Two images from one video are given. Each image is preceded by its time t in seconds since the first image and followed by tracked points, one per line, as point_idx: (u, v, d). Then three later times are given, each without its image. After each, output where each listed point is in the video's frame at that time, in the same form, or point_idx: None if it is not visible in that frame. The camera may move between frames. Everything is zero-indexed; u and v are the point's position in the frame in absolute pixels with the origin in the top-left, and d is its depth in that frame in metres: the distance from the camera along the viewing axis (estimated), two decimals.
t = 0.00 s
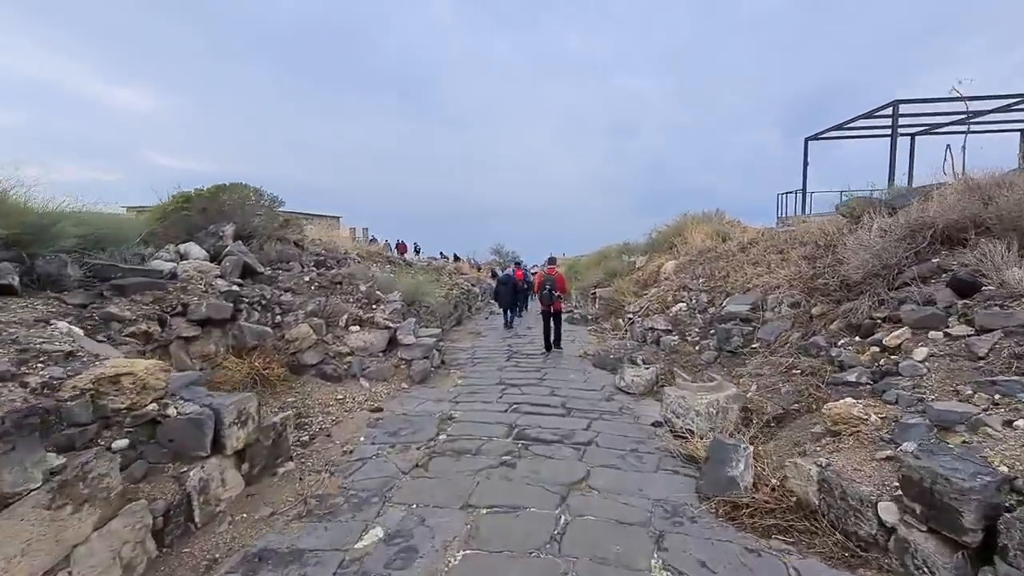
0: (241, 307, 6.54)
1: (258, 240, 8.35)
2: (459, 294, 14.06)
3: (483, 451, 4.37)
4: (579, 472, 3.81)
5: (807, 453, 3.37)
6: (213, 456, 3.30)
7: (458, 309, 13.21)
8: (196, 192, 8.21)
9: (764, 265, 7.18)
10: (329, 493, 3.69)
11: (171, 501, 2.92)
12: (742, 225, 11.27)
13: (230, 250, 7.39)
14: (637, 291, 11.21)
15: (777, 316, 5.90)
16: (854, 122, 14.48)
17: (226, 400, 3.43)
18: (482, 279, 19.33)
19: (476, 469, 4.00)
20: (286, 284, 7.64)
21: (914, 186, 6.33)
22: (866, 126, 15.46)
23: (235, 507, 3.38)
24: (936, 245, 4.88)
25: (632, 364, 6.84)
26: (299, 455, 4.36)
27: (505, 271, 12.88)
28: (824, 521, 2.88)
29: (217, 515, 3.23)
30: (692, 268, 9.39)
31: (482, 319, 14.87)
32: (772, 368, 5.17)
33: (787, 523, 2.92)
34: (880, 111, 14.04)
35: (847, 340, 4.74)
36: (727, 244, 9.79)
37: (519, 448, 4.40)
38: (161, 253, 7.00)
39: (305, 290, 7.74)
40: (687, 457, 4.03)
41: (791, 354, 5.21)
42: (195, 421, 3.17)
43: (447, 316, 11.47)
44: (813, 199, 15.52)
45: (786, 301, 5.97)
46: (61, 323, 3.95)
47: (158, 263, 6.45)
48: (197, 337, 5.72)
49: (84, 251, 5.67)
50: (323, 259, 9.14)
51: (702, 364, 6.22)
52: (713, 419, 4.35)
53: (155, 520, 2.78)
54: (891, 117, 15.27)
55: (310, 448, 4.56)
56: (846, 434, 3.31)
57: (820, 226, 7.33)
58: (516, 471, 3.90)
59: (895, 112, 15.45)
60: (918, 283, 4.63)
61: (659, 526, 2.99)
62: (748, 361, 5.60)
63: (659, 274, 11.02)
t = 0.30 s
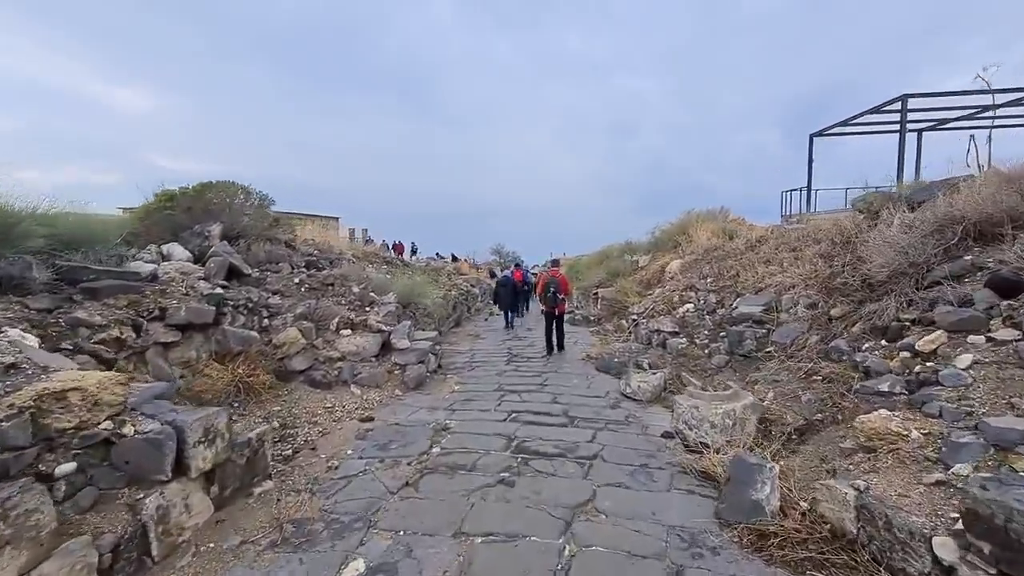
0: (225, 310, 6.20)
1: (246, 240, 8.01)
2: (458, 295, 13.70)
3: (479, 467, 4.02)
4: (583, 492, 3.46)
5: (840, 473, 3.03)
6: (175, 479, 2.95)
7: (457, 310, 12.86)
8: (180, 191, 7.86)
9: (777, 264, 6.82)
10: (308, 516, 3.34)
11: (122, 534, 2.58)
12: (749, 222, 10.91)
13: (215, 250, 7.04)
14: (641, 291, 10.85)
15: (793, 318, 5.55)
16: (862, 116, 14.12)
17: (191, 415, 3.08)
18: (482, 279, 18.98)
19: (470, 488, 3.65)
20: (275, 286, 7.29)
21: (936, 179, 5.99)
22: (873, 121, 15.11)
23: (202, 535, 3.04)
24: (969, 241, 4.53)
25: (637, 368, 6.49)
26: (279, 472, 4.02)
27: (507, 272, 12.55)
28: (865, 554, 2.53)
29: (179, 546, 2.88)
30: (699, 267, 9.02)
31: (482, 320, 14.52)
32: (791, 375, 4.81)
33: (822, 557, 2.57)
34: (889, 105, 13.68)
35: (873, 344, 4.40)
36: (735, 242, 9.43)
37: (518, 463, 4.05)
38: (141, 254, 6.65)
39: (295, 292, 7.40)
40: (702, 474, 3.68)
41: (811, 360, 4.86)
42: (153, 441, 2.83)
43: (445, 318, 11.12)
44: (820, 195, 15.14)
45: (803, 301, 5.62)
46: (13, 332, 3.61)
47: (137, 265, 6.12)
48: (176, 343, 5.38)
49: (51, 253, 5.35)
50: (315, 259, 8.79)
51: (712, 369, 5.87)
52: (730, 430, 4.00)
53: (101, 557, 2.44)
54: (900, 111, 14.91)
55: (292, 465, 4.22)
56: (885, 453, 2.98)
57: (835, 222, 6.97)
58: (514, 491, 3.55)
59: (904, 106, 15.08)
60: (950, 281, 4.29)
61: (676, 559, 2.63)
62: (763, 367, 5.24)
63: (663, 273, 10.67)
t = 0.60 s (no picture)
0: (203, 314, 5.82)
1: (231, 239, 7.62)
2: (456, 296, 13.32)
3: (472, 488, 3.63)
4: (589, 520, 3.07)
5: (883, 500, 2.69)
6: (120, 511, 2.56)
7: (455, 312, 12.49)
8: (160, 187, 7.48)
9: (791, 263, 6.43)
10: (277, 548, 2.95)
11: None
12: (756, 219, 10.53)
13: (195, 249, 6.65)
14: (645, 292, 10.46)
15: (812, 320, 5.16)
16: (870, 111, 13.76)
17: (140, 436, 2.69)
18: (480, 279, 18.58)
19: (462, 514, 3.25)
20: (260, 287, 6.91)
21: (963, 171, 5.61)
22: (881, 116, 14.74)
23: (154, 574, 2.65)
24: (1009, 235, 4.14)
25: (643, 373, 6.10)
26: (251, 494, 3.63)
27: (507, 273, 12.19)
28: None
29: None
30: (706, 266, 8.63)
31: (480, 321, 14.13)
32: (813, 384, 4.43)
33: None
34: (898, 99, 13.31)
35: (905, 350, 4.02)
36: (743, 240, 9.04)
37: (515, 484, 3.65)
38: (116, 254, 6.27)
39: (281, 294, 7.01)
40: (722, 497, 3.29)
41: (835, 366, 4.47)
42: (92, 468, 2.45)
43: (441, 320, 10.73)
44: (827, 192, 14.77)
45: (822, 302, 5.23)
46: None
47: (109, 266, 5.74)
48: (148, 349, 5.00)
49: (11, 256, 5.01)
50: (304, 259, 8.41)
51: (724, 375, 5.48)
52: (750, 446, 3.61)
53: None
54: (909, 106, 14.53)
55: (267, 486, 3.83)
56: (934, 475, 2.64)
57: (852, 218, 6.58)
58: (511, 518, 3.15)
59: (913, 100, 14.70)
60: (991, 280, 3.91)
61: None
62: (780, 374, 4.85)
63: (668, 273, 10.28)
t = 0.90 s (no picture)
0: (176, 316, 5.46)
1: (211, 237, 7.26)
2: (452, 296, 12.94)
3: (456, 510, 3.26)
4: (586, 550, 2.71)
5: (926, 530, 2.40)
6: (40, 548, 2.20)
7: (450, 313, 12.11)
8: (136, 183, 7.11)
9: (802, 260, 6.06)
10: None
11: None
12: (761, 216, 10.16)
13: (170, 248, 6.29)
14: (646, 291, 10.09)
15: (827, 321, 4.79)
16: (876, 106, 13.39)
17: (66, 460, 2.32)
18: (478, 279, 18.21)
19: (444, 543, 2.88)
20: (239, 288, 6.54)
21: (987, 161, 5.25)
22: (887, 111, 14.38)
23: None
24: None
25: (644, 377, 5.72)
26: (211, 518, 3.26)
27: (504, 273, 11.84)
28: None
29: None
30: (710, 265, 8.25)
31: (477, 322, 13.75)
32: (832, 391, 4.05)
33: None
34: (905, 92, 12.94)
35: (936, 355, 3.66)
36: (748, 237, 8.67)
37: (505, 505, 3.28)
38: (84, 254, 5.91)
39: (263, 295, 6.64)
40: (736, 522, 2.93)
41: (855, 372, 4.10)
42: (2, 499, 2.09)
43: (435, 321, 10.35)
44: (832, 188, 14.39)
45: (838, 302, 4.86)
46: None
47: (74, 267, 5.39)
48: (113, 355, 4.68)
49: None
50: (289, 258, 8.04)
51: (731, 380, 5.10)
52: (765, 461, 3.23)
53: None
54: (916, 100, 14.16)
55: (230, 508, 3.46)
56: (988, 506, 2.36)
57: (867, 212, 6.22)
58: (498, 548, 2.78)
59: (920, 94, 14.32)
60: None
61: None
62: (795, 380, 4.48)
63: (670, 272, 9.91)
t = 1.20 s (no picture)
0: (147, 322, 5.09)
1: (192, 238, 6.90)
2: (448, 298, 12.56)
3: (441, 544, 2.89)
4: None
5: None
6: None
7: (446, 315, 11.73)
8: (111, 181, 6.75)
9: (816, 260, 5.69)
10: None
11: None
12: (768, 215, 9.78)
13: (145, 249, 5.92)
14: (649, 293, 9.72)
15: (848, 327, 4.43)
16: (883, 102, 13.04)
17: None
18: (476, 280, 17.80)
19: None
20: (219, 291, 6.17)
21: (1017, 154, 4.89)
22: (894, 107, 14.03)
23: None
24: None
25: (648, 386, 5.35)
26: (165, 554, 2.91)
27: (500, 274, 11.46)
28: None
29: None
30: (716, 265, 7.88)
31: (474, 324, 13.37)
32: (856, 404, 3.69)
33: None
34: (913, 88, 12.60)
35: (976, 367, 3.31)
36: (755, 236, 8.29)
37: (496, 539, 2.91)
38: (52, 256, 5.56)
39: (244, 298, 6.28)
40: (758, 562, 2.57)
41: (883, 384, 3.73)
42: None
43: (430, 324, 9.97)
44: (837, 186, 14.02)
45: (859, 306, 4.50)
46: None
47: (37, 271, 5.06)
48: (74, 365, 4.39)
49: None
50: (275, 259, 7.67)
51: (742, 390, 4.72)
52: (789, 489, 2.86)
53: None
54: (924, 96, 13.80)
55: (190, 541, 3.10)
56: None
57: (885, 210, 5.85)
58: None
59: (929, 90, 13.96)
60: None
61: None
62: (814, 391, 4.11)
63: (673, 272, 9.54)
